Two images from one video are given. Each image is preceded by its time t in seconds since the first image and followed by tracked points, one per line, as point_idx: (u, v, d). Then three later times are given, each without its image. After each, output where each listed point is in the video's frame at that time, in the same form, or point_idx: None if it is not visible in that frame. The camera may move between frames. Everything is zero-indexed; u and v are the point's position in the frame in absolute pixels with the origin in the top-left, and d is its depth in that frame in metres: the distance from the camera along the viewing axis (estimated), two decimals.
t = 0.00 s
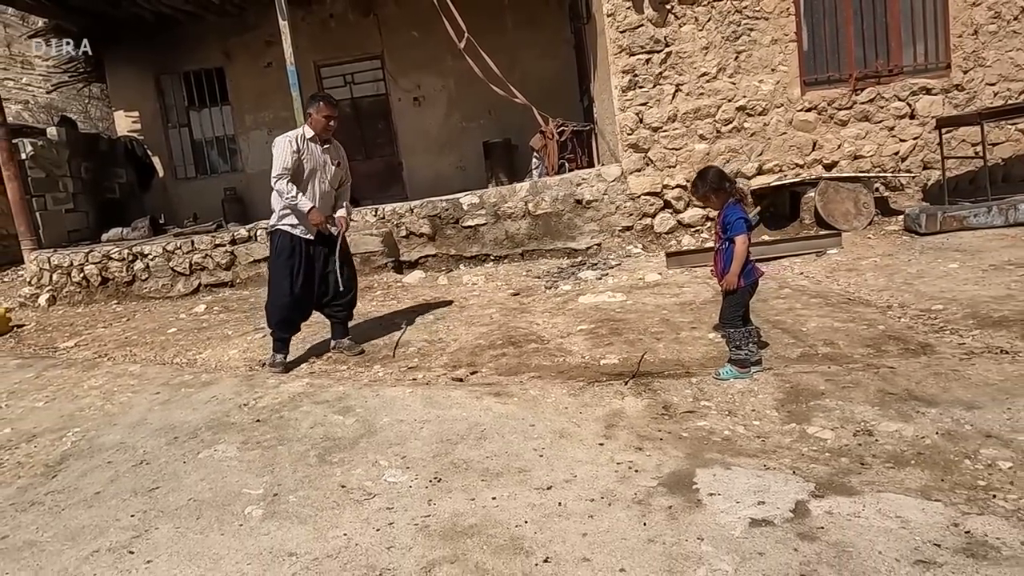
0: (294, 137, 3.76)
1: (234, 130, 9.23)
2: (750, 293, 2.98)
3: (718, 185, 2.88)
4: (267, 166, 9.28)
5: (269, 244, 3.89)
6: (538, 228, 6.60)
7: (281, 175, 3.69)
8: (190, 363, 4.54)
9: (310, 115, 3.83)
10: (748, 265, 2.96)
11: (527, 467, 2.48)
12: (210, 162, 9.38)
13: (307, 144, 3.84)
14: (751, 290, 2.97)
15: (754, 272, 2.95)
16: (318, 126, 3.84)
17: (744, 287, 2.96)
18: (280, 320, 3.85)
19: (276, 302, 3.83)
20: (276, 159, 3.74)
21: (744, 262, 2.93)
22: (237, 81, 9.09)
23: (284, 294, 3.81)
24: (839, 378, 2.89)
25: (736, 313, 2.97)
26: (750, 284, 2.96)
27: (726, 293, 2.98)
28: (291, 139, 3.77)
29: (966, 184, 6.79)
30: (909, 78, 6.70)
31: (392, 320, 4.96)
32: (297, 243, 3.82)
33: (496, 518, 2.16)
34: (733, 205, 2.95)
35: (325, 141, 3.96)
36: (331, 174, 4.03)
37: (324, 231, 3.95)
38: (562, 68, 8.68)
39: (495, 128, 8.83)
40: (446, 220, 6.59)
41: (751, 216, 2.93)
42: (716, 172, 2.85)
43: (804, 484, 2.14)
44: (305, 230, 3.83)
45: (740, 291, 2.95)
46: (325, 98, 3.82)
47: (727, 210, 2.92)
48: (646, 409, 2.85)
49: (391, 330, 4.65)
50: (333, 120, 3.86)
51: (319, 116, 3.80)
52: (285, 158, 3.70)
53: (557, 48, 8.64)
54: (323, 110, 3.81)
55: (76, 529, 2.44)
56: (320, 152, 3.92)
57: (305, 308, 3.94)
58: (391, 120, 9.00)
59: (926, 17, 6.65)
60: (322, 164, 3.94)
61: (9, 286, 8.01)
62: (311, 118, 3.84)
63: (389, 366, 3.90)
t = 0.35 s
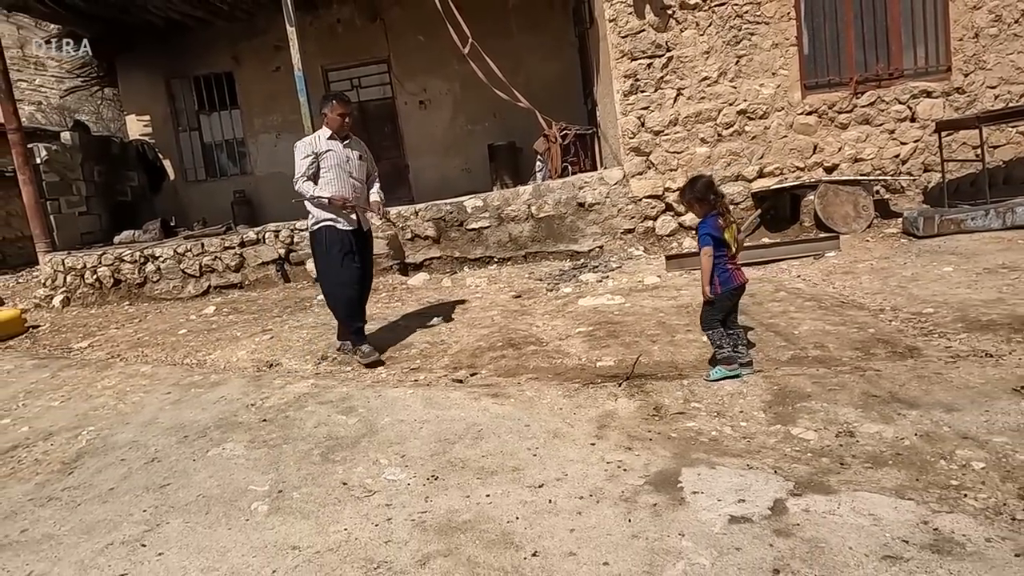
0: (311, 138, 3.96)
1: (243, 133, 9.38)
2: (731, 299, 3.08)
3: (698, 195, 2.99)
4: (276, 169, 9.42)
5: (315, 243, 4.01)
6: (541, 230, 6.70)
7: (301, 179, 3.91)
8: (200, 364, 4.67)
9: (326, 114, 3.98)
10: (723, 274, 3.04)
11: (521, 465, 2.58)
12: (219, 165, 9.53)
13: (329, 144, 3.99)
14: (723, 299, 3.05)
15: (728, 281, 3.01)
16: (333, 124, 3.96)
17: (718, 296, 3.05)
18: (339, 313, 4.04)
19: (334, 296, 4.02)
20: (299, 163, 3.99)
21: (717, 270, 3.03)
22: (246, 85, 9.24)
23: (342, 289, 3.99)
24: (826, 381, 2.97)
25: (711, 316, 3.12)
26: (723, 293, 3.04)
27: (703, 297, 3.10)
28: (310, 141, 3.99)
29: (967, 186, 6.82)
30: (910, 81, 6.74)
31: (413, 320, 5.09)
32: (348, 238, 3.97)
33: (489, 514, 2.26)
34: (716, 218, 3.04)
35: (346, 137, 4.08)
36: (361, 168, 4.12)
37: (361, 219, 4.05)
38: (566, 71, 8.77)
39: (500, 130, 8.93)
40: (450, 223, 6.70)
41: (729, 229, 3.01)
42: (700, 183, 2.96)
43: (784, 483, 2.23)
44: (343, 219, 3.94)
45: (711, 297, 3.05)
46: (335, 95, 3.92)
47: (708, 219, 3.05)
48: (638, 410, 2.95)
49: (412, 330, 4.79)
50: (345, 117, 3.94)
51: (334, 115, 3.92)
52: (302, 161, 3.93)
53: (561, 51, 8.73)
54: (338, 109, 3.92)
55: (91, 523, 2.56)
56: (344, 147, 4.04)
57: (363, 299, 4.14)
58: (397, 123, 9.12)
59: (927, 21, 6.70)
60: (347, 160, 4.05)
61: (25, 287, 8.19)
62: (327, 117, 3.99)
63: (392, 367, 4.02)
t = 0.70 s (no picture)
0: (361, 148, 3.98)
1: (256, 137, 9.53)
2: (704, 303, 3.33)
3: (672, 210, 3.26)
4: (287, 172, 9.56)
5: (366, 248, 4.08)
6: (548, 234, 6.80)
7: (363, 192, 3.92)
8: (214, 365, 4.81)
9: (369, 123, 4.02)
10: (693, 282, 3.32)
11: (525, 467, 2.68)
12: (232, 168, 9.69)
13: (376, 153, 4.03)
14: (695, 303, 3.34)
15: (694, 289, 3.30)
16: (378, 132, 4.02)
17: (691, 299, 3.35)
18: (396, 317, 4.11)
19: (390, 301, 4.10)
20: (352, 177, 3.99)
21: (687, 278, 3.32)
22: (258, 90, 9.38)
23: (398, 293, 4.06)
24: (823, 386, 3.05)
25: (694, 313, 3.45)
26: (693, 298, 3.33)
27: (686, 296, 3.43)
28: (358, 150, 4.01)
29: (973, 191, 6.85)
30: (915, 85, 6.78)
31: (460, 320, 5.17)
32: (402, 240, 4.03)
33: (493, 513, 2.37)
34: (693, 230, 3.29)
35: (389, 144, 4.14)
36: (408, 173, 4.22)
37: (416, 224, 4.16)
38: (574, 75, 8.86)
39: (508, 134, 9.03)
40: (458, 227, 6.81)
41: (699, 244, 3.24)
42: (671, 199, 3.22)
43: (776, 485, 2.32)
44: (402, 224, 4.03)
45: (685, 299, 3.38)
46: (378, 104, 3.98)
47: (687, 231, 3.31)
48: (639, 413, 3.05)
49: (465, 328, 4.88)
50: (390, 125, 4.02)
51: (379, 123, 4.00)
52: (358, 173, 3.95)
53: (569, 55, 8.81)
54: (380, 117, 4.01)
55: (115, 519, 2.69)
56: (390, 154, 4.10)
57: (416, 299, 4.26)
58: (407, 127, 9.24)
59: (932, 25, 6.73)
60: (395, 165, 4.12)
61: (43, 289, 8.38)
62: (371, 126, 4.03)
63: (401, 369, 4.13)
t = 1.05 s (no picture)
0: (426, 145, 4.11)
1: (270, 140, 9.69)
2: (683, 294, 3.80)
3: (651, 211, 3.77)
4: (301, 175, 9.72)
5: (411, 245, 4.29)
6: (558, 237, 6.92)
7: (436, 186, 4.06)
8: (234, 366, 4.96)
9: (426, 122, 4.15)
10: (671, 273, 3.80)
11: (536, 464, 2.79)
12: (248, 171, 9.86)
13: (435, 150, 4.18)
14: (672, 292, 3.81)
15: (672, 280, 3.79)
16: (435, 131, 4.17)
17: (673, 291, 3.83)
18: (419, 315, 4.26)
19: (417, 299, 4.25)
20: (420, 173, 4.10)
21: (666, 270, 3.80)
22: (273, 94, 9.54)
23: (434, 292, 4.20)
24: (825, 388, 3.15)
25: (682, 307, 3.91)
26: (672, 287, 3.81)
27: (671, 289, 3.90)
28: (421, 148, 4.12)
29: (981, 194, 6.88)
30: (923, 90, 6.83)
31: (498, 320, 5.25)
32: (445, 243, 4.18)
33: (506, 508, 2.48)
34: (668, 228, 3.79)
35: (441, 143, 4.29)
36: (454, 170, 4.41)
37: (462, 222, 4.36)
38: (584, 78, 8.96)
39: (518, 137, 9.15)
40: (470, 230, 6.97)
41: (669, 239, 3.73)
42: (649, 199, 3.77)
43: (776, 483, 2.42)
44: (449, 224, 4.21)
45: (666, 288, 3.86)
46: (436, 105, 4.15)
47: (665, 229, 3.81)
48: (646, 414, 3.16)
49: (507, 328, 4.95)
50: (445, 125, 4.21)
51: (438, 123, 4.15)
52: (428, 169, 4.07)
53: (579, 59, 8.92)
54: (439, 117, 4.17)
55: (146, 512, 2.83)
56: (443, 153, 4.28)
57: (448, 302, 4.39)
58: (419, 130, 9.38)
59: (940, 30, 6.78)
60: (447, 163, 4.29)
61: (64, 290, 8.57)
62: (427, 125, 4.16)
63: (416, 370, 4.26)
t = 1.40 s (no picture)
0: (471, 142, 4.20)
1: (286, 142, 9.88)
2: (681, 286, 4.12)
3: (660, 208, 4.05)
4: (316, 176, 9.91)
5: (458, 243, 4.41)
6: (569, 237, 7.06)
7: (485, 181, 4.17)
8: (257, 361, 5.13)
9: (469, 120, 4.24)
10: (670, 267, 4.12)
11: (551, 455, 2.94)
12: (264, 172, 10.05)
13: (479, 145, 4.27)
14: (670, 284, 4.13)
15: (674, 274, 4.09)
16: (478, 129, 4.26)
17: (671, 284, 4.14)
18: (478, 308, 4.36)
19: (473, 292, 4.36)
20: (467, 168, 4.19)
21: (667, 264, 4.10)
22: (289, 97, 9.73)
23: (489, 285, 4.32)
24: (828, 384, 3.28)
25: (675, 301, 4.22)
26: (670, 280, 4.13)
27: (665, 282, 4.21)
28: (465, 145, 4.22)
29: (988, 195, 6.96)
30: (930, 92, 6.91)
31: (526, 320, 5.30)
32: (492, 236, 4.32)
33: (523, 495, 2.63)
34: (669, 225, 4.09)
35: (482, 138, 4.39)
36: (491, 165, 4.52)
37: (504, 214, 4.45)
38: (595, 81, 9.10)
39: (530, 139, 9.30)
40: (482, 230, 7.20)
41: (674, 235, 4.05)
42: (659, 197, 4.06)
43: (778, 472, 2.56)
44: (492, 217, 4.33)
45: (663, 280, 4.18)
46: (479, 103, 4.23)
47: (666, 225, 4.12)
48: (656, 408, 3.30)
49: (536, 329, 4.98)
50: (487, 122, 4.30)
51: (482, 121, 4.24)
52: (476, 164, 4.17)
53: (590, 62, 9.06)
54: (483, 114, 4.26)
55: (183, 498, 2.99)
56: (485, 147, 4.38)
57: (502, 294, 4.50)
58: (431, 132, 9.54)
59: (947, 33, 6.87)
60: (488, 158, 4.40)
61: (86, 288, 8.79)
62: (470, 123, 4.25)
63: (432, 366, 4.41)
